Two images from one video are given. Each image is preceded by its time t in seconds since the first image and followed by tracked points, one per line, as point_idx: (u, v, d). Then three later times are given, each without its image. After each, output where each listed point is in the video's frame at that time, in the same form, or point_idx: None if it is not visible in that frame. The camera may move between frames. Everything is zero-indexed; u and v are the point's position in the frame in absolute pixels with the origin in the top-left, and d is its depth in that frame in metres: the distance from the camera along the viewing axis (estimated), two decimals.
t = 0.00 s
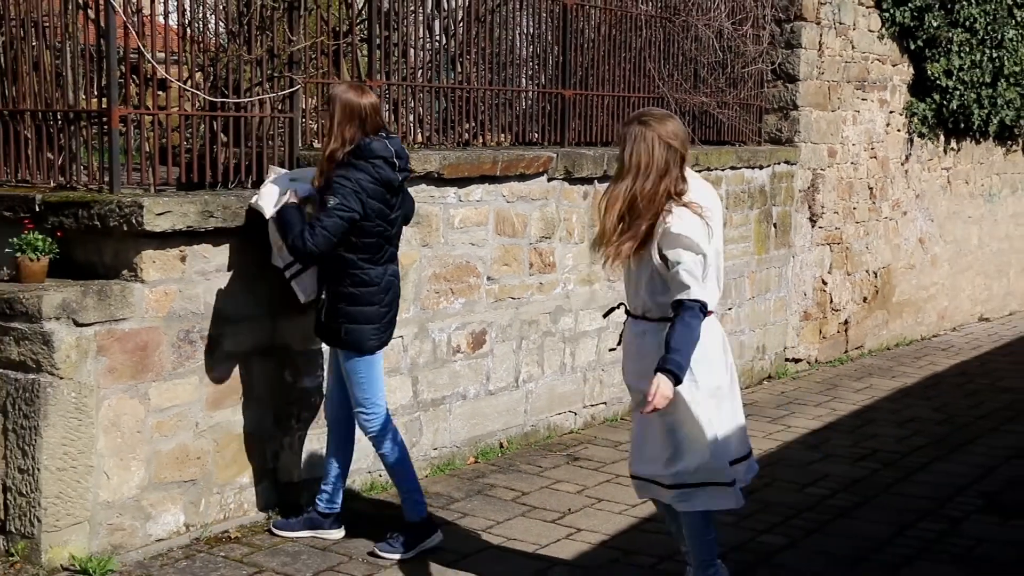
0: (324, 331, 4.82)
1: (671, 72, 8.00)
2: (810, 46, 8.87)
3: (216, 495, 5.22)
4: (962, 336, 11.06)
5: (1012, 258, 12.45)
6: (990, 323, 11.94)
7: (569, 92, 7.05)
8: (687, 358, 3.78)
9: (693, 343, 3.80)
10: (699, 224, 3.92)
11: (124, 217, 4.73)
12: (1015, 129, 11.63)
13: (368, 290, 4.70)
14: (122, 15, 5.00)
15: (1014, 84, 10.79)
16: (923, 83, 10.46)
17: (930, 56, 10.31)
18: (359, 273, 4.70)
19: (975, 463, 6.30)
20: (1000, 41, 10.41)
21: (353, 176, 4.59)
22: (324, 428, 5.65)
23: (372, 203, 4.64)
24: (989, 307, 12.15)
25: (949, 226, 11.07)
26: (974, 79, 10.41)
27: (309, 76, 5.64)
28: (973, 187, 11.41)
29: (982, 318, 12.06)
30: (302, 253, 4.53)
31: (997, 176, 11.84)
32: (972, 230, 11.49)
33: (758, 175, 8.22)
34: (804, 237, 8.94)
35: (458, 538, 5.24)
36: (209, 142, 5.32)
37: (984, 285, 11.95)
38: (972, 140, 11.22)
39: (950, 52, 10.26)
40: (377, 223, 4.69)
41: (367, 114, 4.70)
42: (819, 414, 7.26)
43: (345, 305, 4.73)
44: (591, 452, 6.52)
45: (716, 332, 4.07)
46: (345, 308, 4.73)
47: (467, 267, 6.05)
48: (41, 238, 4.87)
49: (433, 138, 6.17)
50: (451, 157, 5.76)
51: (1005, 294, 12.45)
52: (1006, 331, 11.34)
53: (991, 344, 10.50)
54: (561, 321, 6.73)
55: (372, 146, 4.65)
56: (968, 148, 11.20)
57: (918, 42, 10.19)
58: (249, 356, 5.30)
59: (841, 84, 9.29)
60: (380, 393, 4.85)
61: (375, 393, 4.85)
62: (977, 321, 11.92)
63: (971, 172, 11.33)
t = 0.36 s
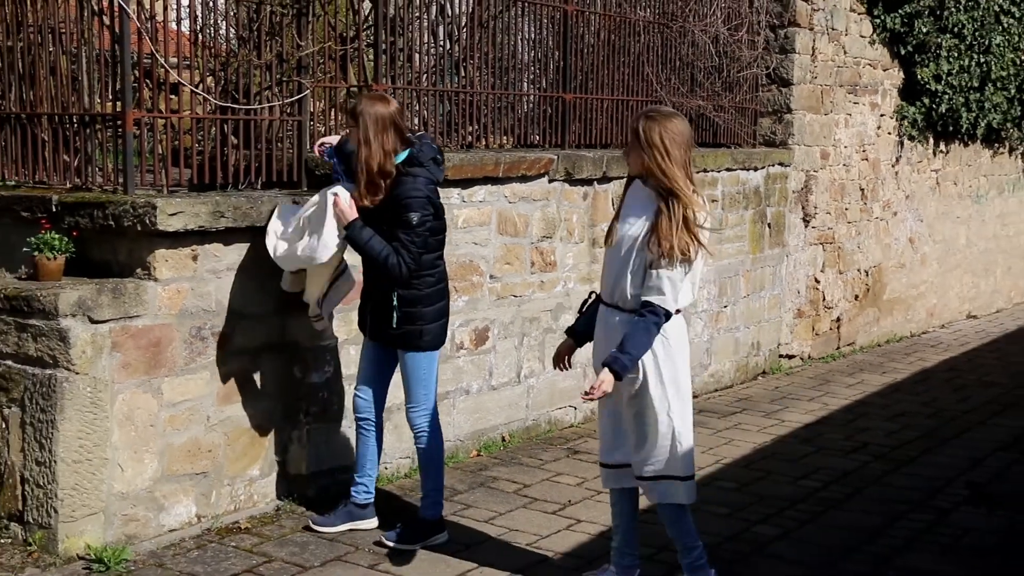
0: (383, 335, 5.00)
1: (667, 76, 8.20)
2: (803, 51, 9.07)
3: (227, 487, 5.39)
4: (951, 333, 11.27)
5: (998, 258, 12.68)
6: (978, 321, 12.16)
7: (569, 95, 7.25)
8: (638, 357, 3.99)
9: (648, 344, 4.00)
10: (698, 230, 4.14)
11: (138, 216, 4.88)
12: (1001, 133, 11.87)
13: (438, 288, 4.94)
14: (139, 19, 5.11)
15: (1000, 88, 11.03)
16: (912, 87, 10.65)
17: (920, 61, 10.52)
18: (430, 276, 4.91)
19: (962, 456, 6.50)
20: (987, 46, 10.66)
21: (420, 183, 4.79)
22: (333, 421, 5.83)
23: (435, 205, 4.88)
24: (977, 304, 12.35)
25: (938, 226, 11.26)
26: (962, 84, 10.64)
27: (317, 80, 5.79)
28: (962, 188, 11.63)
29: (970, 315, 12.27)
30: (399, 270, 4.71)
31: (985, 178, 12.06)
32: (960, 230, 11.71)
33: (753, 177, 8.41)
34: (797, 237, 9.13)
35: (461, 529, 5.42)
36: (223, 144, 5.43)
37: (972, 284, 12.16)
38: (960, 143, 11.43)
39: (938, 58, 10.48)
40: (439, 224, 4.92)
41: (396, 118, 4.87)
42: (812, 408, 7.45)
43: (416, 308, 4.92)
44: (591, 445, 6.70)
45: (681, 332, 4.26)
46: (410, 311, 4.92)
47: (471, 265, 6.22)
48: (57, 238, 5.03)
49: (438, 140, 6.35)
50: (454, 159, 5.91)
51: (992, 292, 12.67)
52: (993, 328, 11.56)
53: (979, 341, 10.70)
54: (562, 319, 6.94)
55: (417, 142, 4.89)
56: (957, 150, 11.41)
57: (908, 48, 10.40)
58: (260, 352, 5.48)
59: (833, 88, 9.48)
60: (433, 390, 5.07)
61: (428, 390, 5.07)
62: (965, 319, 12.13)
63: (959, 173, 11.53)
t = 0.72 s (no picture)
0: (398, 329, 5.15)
1: (665, 81, 8.36)
2: (796, 56, 9.24)
3: (235, 480, 5.54)
4: (942, 331, 11.45)
5: (988, 258, 12.87)
6: (967, 319, 12.34)
7: (570, 99, 7.43)
8: (641, 355, 4.18)
9: (645, 340, 4.19)
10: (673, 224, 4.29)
11: (149, 217, 5.01)
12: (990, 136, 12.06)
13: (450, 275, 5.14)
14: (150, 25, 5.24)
15: (988, 92, 11.22)
16: (903, 92, 10.83)
17: (910, 66, 10.68)
18: (444, 266, 5.12)
19: (951, 450, 6.67)
20: (975, 52, 10.87)
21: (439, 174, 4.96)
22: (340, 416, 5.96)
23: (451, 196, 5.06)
24: (966, 303, 12.52)
25: (929, 226, 11.43)
26: (951, 88, 10.83)
27: (324, 84, 5.96)
28: (952, 190, 11.81)
29: (960, 313, 12.45)
30: (423, 247, 4.80)
31: (974, 180, 12.24)
32: (950, 230, 11.89)
33: (748, 178, 8.58)
34: (791, 237, 9.30)
35: (464, 522, 5.58)
36: (232, 147, 5.55)
37: (962, 283, 12.35)
38: (950, 145, 11.61)
39: (928, 63, 10.67)
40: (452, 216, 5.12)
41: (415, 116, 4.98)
42: (805, 404, 7.62)
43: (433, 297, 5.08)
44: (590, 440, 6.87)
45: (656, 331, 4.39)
46: (427, 300, 5.07)
47: (473, 264, 6.37)
48: (71, 237, 5.17)
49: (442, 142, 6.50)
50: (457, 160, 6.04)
51: (981, 291, 12.86)
52: (983, 326, 11.75)
53: (969, 338, 10.88)
54: (562, 316, 7.12)
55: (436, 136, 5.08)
56: (948, 152, 11.58)
57: (899, 53, 10.58)
58: (269, 348, 5.63)
59: (826, 93, 9.64)
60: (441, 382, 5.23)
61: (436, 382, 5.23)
62: (955, 317, 12.31)
63: (949, 175, 11.71)
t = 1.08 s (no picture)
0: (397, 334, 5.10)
1: (665, 79, 8.36)
2: (797, 54, 9.24)
3: (235, 478, 5.54)
4: (942, 328, 11.45)
5: (988, 255, 12.87)
6: (968, 316, 12.34)
7: (570, 96, 7.42)
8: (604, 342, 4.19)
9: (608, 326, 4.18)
10: (650, 217, 4.27)
11: (150, 214, 5.01)
12: (990, 134, 12.05)
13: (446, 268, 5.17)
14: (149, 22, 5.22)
15: (988, 90, 11.22)
16: (903, 89, 10.82)
17: (910, 64, 10.68)
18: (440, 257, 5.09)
19: (952, 448, 6.67)
20: (975, 50, 10.86)
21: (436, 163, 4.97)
22: (341, 414, 5.96)
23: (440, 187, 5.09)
24: (966, 300, 12.52)
25: (929, 224, 11.43)
26: (952, 86, 10.83)
27: (324, 81, 5.95)
28: (952, 187, 11.81)
29: (960, 311, 12.45)
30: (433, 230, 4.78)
31: (974, 177, 12.24)
32: (950, 228, 11.89)
33: (748, 176, 8.58)
34: (791, 234, 9.31)
35: (463, 519, 5.58)
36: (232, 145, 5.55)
37: (962, 280, 12.34)
38: (951, 143, 11.60)
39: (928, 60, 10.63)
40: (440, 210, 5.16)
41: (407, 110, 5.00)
42: (806, 401, 7.62)
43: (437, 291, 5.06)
44: (590, 438, 6.88)
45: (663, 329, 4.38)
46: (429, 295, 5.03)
47: (474, 261, 6.37)
48: (71, 235, 5.17)
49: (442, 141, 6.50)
50: (457, 158, 6.03)
51: (981, 288, 12.86)
52: (983, 324, 11.74)
53: (969, 336, 10.88)
54: (562, 314, 7.12)
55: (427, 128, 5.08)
56: (948, 150, 11.58)
57: (899, 51, 10.58)
58: (267, 345, 5.62)
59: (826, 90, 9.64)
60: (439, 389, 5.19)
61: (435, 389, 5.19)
62: (955, 314, 12.31)
63: (949, 172, 11.70)
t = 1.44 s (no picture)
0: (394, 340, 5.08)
1: (665, 76, 8.36)
2: (798, 51, 9.23)
3: (236, 475, 5.54)
4: (942, 326, 11.45)
5: (988, 253, 12.87)
6: (968, 314, 12.34)
7: (570, 94, 7.42)
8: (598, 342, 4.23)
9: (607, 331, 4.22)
10: (669, 222, 4.24)
11: (150, 211, 5.01)
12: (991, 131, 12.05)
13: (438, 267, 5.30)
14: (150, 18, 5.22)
15: (989, 88, 11.22)
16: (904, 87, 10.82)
17: (911, 62, 10.69)
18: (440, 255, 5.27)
19: (952, 446, 6.67)
20: (976, 47, 10.84)
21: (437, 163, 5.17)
22: (340, 411, 5.96)
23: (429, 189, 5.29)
24: (966, 298, 12.52)
25: (930, 222, 11.43)
26: (953, 84, 10.83)
27: (324, 78, 5.94)
28: (953, 185, 11.81)
29: (960, 309, 12.45)
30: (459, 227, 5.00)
31: (975, 175, 12.24)
32: (951, 225, 11.89)
33: (749, 174, 8.58)
34: (792, 232, 9.31)
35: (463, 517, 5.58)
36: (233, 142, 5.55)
37: (962, 278, 12.34)
38: (952, 140, 11.60)
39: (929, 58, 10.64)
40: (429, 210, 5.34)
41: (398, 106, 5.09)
42: (806, 399, 7.62)
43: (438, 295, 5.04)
44: (590, 435, 6.88)
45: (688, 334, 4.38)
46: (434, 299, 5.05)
47: (474, 259, 6.37)
48: (71, 232, 5.17)
49: (442, 138, 6.50)
50: (458, 155, 6.02)
51: (982, 286, 12.86)
52: (983, 322, 11.74)
53: (970, 334, 10.88)
54: (562, 311, 7.12)
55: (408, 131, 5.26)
56: (949, 148, 11.57)
57: (900, 49, 10.59)
58: (267, 343, 5.62)
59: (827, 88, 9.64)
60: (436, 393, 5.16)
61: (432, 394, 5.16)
62: (956, 312, 12.31)
63: (950, 170, 11.70)
